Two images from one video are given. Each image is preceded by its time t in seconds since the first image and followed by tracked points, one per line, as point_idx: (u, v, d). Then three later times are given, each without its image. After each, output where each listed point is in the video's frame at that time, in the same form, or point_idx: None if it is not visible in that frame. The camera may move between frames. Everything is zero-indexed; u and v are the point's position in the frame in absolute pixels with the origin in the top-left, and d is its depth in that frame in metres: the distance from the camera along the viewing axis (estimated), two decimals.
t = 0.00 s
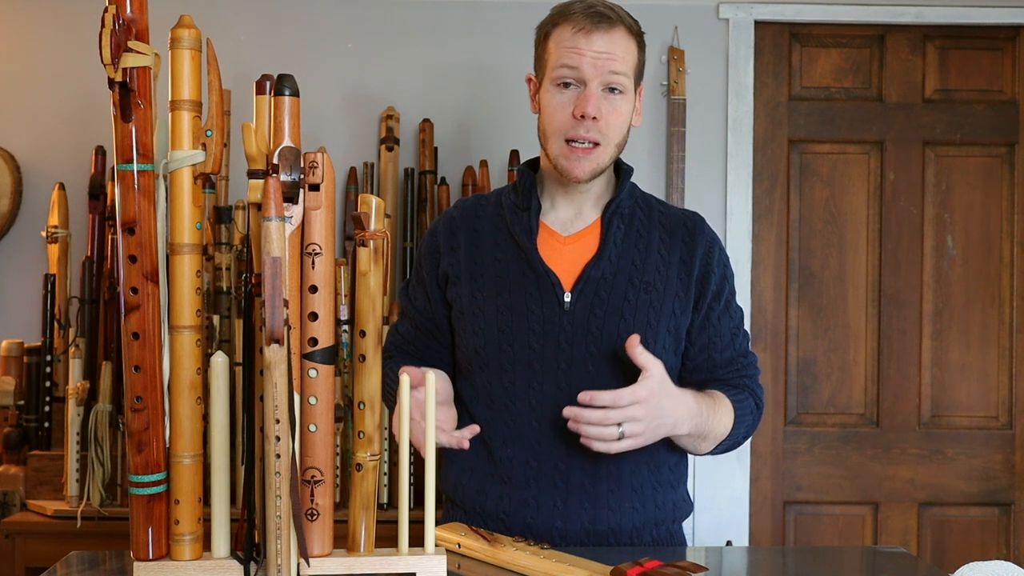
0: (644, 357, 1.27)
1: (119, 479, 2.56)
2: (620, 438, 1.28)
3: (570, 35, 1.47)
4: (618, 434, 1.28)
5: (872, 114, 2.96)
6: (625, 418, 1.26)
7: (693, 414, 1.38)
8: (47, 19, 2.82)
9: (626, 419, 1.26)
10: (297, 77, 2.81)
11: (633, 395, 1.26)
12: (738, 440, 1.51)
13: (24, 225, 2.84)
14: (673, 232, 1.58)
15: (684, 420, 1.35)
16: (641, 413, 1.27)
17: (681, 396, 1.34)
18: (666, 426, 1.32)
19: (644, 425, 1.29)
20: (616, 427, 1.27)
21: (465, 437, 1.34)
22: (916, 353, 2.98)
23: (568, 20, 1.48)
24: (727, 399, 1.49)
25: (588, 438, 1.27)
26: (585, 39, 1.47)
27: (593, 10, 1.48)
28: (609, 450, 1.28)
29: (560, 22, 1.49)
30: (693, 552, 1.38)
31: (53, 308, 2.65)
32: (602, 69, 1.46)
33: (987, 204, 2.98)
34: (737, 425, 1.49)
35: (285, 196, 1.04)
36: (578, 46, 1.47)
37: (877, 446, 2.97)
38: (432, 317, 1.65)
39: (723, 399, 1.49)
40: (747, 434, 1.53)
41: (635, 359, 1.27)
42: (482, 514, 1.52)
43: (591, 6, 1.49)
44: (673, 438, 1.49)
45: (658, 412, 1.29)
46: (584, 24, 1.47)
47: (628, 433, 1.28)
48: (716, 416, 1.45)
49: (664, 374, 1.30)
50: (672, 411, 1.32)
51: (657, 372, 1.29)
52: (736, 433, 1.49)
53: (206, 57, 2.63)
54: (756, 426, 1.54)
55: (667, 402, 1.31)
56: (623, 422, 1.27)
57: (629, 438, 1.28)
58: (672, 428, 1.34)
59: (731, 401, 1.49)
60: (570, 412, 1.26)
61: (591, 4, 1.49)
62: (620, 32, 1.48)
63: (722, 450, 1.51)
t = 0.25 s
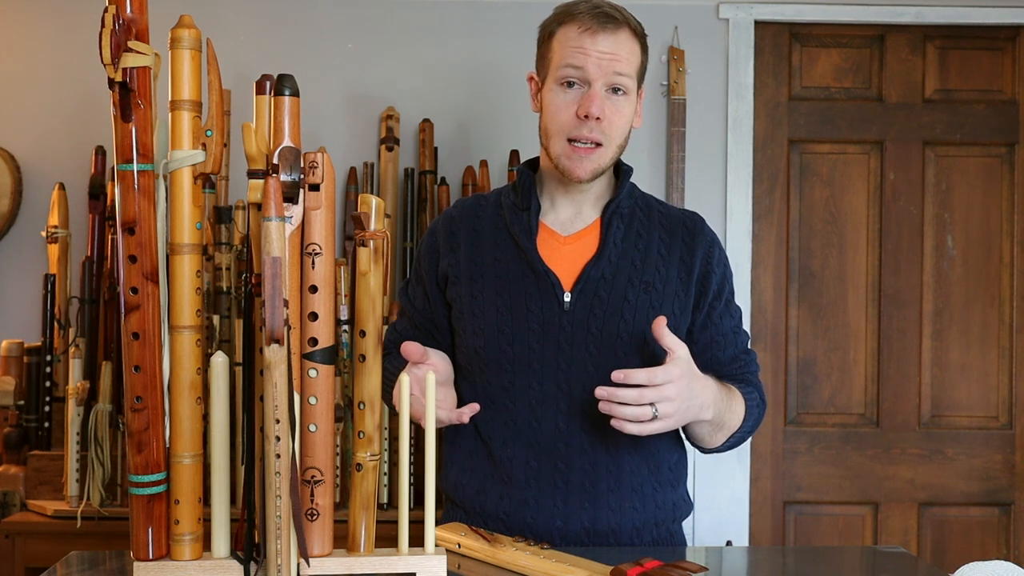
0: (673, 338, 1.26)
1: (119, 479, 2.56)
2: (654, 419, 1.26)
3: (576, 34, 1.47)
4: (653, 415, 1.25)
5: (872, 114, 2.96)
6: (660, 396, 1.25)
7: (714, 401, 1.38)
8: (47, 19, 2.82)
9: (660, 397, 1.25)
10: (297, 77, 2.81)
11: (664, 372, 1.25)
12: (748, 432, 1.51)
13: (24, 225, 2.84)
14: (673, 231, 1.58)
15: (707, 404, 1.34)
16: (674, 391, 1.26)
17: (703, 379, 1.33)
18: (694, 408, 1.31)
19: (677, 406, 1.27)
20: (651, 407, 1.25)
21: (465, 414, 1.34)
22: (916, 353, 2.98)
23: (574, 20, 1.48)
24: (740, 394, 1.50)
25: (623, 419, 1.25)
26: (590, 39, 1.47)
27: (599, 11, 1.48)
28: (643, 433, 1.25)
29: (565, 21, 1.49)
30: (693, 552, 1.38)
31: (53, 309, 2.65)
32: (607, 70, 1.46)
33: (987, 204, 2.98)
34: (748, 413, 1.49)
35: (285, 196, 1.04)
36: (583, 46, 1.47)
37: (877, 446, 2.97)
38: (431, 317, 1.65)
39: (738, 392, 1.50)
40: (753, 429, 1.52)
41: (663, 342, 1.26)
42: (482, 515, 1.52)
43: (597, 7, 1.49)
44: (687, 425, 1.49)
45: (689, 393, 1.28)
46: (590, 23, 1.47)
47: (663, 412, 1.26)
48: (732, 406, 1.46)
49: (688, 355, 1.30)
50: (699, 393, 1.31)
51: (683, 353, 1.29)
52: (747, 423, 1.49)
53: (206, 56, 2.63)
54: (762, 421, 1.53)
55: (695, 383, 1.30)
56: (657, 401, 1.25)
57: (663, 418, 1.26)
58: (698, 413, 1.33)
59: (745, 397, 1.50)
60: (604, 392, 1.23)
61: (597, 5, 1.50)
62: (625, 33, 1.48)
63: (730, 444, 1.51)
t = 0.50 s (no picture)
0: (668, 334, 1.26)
1: (119, 479, 2.56)
2: (643, 414, 1.25)
3: (576, 33, 1.47)
4: (643, 410, 1.24)
5: (872, 114, 2.96)
6: (651, 391, 1.24)
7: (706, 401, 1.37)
8: (46, 19, 2.82)
9: (653, 392, 1.24)
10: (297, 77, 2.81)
11: (659, 368, 1.25)
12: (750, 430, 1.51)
13: (24, 225, 2.84)
14: (673, 231, 1.58)
15: (700, 404, 1.33)
16: (666, 388, 1.25)
17: (697, 380, 1.33)
18: (685, 407, 1.30)
19: (668, 403, 1.26)
20: (641, 402, 1.24)
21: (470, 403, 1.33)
22: (916, 353, 2.98)
23: (574, 19, 1.48)
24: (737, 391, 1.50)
25: (612, 412, 1.24)
26: (591, 38, 1.47)
27: (599, 10, 1.48)
28: (632, 427, 1.24)
29: (565, 20, 1.49)
30: (694, 552, 1.38)
31: (53, 309, 2.65)
32: (607, 69, 1.46)
33: (987, 204, 2.98)
34: (748, 412, 1.49)
35: (285, 196, 1.04)
36: (583, 45, 1.47)
37: (877, 446, 2.97)
38: (431, 317, 1.65)
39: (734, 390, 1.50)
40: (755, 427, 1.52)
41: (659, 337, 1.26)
42: (482, 515, 1.51)
43: (597, 6, 1.49)
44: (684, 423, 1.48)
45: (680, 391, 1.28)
46: (590, 23, 1.47)
47: (653, 408, 1.25)
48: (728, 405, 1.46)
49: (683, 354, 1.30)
50: (691, 392, 1.30)
51: (677, 351, 1.28)
52: (748, 421, 1.49)
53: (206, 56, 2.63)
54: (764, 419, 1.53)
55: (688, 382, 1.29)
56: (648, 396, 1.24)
57: (653, 415, 1.25)
58: (689, 412, 1.32)
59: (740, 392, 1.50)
60: (595, 383, 1.23)
61: (598, 4, 1.50)
62: (625, 33, 1.48)
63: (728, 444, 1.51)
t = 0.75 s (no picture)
0: (623, 343, 1.31)
1: (119, 479, 2.56)
2: (589, 420, 1.32)
3: (576, 35, 1.47)
4: (587, 416, 1.32)
5: (872, 114, 2.96)
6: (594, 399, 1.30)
7: (675, 406, 1.39)
8: (46, 19, 2.83)
9: (596, 400, 1.30)
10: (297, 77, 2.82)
11: (606, 378, 1.29)
12: (739, 435, 1.52)
13: (24, 225, 2.84)
14: (672, 231, 1.58)
15: (663, 410, 1.36)
16: (613, 397, 1.30)
17: (661, 387, 1.35)
18: (643, 414, 1.34)
19: (616, 411, 1.31)
20: (586, 408, 1.31)
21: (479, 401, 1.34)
22: (916, 353, 2.98)
23: (574, 20, 1.48)
24: (720, 393, 1.51)
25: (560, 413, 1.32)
26: (590, 39, 1.47)
27: (599, 11, 1.48)
28: (580, 430, 1.32)
29: (565, 22, 1.49)
30: (694, 552, 1.38)
31: (53, 309, 2.65)
32: (607, 71, 1.46)
33: (987, 204, 2.98)
34: (733, 420, 1.50)
35: (285, 196, 1.04)
36: (583, 47, 1.47)
37: (877, 446, 2.97)
38: (432, 317, 1.65)
39: (715, 393, 1.50)
40: (749, 430, 1.54)
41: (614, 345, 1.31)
42: (482, 514, 1.51)
43: (597, 7, 1.49)
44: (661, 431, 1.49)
45: (634, 399, 1.32)
46: (590, 24, 1.47)
47: (597, 415, 1.31)
48: (705, 410, 1.46)
49: (643, 362, 1.33)
50: (650, 400, 1.34)
51: (636, 360, 1.32)
52: (732, 429, 1.50)
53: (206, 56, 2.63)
54: (757, 423, 1.54)
55: (644, 391, 1.33)
56: (592, 404, 1.31)
57: (600, 421, 1.32)
58: (650, 417, 1.36)
59: (724, 393, 1.51)
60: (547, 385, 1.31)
61: (597, 6, 1.49)
62: (624, 34, 1.48)
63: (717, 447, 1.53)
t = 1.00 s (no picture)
0: (621, 357, 1.31)
1: (119, 479, 2.56)
2: (592, 436, 1.33)
3: (574, 35, 1.47)
4: (590, 432, 1.32)
5: (872, 114, 2.96)
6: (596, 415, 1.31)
7: (671, 415, 1.39)
8: (47, 20, 2.83)
9: (598, 416, 1.31)
10: (297, 78, 2.82)
11: (606, 393, 1.30)
12: (735, 439, 1.52)
13: (24, 225, 2.84)
14: (673, 231, 1.58)
15: (662, 422, 1.37)
16: (614, 412, 1.31)
17: (659, 397, 1.36)
18: (643, 426, 1.35)
19: (617, 425, 1.32)
20: (587, 425, 1.32)
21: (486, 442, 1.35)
22: (916, 353, 2.98)
23: (572, 21, 1.48)
24: (717, 398, 1.50)
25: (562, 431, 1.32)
26: (589, 39, 1.47)
27: (597, 11, 1.48)
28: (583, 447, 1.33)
29: (564, 22, 1.49)
30: (694, 552, 1.38)
31: (53, 309, 2.65)
32: (605, 71, 1.46)
33: (987, 204, 2.98)
34: (730, 424, 1.49)
35: (285, 196, 1.04)
36: (581, 47, 1.47)
37: (877, 446, 2.97)
38: (433, 317, 1.65)
39: (712, 397, 1.50)
40: (745, 434, 1.54)
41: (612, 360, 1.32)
42: (483, 515, 1.52)
43: (595, 7, 1.49)
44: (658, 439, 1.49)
45: (633, 412, 1.33)
46: (589, 24, 1.47)
47: (600, 430, 1.32)
48: (703, 417, 1.46)
49: (640, 374, 1.34)
50: (649, 412, 1.35)
51: (634, 372, 1.33)
52: (729, 433, 1.50)
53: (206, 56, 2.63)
54: (753, 426, 1.54)
55: (643, 403, 1.34)
56: (593, 420, 1.31)
57: (602, 436, 1.32)
58: (650, 428, 1.36)
59: (721, 400, 1.50)
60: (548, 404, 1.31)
61: (596, 5, 1.49)
62: (623, 34, 1.48)
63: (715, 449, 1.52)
